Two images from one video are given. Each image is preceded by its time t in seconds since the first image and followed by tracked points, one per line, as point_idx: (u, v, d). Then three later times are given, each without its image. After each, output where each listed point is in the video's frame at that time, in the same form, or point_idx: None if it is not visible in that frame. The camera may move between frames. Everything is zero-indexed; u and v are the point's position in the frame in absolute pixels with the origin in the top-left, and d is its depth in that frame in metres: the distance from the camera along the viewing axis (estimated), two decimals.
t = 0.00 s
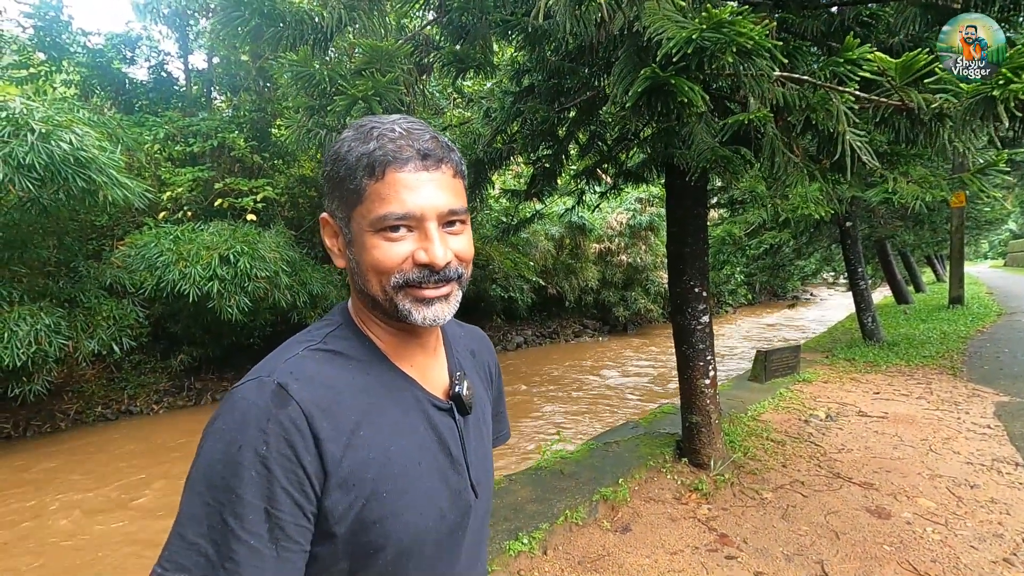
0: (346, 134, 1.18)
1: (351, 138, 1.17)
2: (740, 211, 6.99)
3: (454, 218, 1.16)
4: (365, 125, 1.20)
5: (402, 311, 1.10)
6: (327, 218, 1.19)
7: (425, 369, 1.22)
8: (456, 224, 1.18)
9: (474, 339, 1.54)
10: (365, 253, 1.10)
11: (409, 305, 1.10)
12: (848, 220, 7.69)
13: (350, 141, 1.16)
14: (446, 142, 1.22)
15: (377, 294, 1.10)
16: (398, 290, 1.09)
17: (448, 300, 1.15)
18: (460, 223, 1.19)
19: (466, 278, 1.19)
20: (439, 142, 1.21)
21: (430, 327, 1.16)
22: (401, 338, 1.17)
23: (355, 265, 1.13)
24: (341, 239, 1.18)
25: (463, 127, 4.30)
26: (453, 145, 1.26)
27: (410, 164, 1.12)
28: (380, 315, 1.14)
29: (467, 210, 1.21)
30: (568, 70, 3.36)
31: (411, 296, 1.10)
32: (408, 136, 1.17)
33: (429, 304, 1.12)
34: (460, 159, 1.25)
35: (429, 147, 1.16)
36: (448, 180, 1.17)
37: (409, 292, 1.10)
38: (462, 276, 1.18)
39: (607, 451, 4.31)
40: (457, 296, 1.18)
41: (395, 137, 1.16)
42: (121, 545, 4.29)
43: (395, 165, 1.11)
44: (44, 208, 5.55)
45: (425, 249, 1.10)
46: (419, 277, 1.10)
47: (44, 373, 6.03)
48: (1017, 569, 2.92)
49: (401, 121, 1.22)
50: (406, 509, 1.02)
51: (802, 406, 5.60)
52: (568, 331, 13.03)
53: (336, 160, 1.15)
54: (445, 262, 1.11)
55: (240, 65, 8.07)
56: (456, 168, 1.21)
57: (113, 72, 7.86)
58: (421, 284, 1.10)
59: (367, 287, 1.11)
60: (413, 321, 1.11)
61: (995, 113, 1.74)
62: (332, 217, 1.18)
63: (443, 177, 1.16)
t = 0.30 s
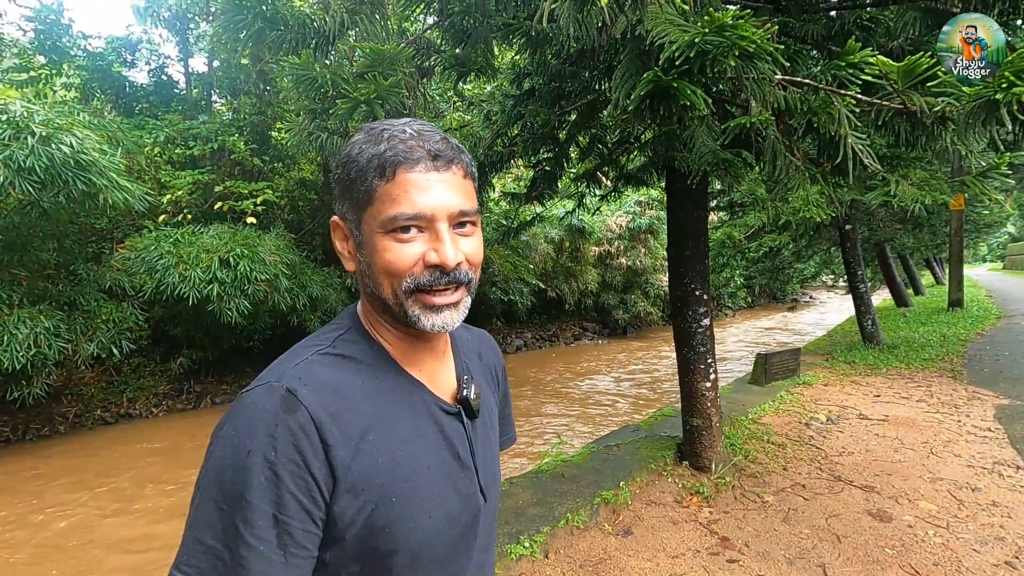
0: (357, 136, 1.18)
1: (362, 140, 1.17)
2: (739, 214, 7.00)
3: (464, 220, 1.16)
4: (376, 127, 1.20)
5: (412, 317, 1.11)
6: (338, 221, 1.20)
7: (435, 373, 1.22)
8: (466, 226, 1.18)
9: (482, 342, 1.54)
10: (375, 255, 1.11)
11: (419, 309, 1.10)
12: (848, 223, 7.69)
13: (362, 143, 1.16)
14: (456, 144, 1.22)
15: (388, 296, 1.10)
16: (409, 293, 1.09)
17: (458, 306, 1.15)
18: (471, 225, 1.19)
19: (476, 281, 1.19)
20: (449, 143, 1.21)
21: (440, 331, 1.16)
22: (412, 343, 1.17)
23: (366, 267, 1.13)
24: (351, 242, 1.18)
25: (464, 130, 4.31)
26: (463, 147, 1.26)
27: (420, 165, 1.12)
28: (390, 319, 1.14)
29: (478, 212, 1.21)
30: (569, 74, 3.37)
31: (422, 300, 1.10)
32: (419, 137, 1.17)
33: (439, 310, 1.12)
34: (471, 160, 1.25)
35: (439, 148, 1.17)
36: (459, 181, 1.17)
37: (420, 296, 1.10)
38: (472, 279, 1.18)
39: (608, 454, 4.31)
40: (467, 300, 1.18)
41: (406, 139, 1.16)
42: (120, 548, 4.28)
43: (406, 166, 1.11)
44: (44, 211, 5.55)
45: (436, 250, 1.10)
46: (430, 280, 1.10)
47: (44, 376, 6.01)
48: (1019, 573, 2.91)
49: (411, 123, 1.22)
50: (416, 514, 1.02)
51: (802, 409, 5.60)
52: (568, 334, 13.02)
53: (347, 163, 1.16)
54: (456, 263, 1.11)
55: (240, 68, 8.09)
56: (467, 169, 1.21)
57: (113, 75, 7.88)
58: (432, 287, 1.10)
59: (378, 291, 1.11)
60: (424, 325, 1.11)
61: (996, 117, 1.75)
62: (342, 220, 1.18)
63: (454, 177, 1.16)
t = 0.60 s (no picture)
0: (368, 135, 1.19)
1: (373, 138, 1.18)
2: (737, 215, 7.02)
3: (473, 219, 1.16)
4: (386, 125, 1.21)
5: (418, 315, 1.10)
6: (347, 220, 1.20)
7: (440, 375, 1.21)
8: (475, 225, 1.17)
9: (489, 345, 1.54)
10: (384, 253, 1.10)
11: (425, 306, 1.10)
12: (846, 224, 7.72)
13: (372, 141, 1.17)
14: (467, 143, 1.22)
15: (396, 294, 1.10)
16: (417, 292, 1.09)
17: (465, 304, 1.15)
18: (479, 226, 1.19)
19: (483, 282, 1.19)
20: (459, 142, 1.21)
21: (446, 330, 1.15)
22: (417, 342, 1.16)
23: (373, 264, 1.13)
24: (360, 240, 1.18)
25: (463, 131, 4.31)
26: (473, 147, 1.26)
27: (430, 162, 1.12)
28: (397, 318, 1.14)
29: (486, 212, 1.20)
30: (568, 75, 3.37)
31: (429, 299, 1.10)
32: (429, 135, 1.18)
33: (445, 307, 1.11)
34: (481, 160, 1.25)
35: (449, 146, 1.17)
36: (469, 179, 1.17)
37: (428, 295, 1.10)
38: (480, 280, 1.17)
39: (607, 454, 4.31)
40: (474, 300, 1.17)
41: (416, 136, 1.17)
42: (118, 550, 4.26)
43: (416, 162, 1.12)
44: (42, 212, 5.54)
45: (443, 248, 1.10)
46: (438, 280, 1.10)
47: (41, 378, 5.98)
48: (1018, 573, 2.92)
49: (422, 122, 1.23)
50: (416, 519, 1.01)
51: (801, 410, 5.60)
52: (567, 335, 13.02)
53: (357, 160, 1.16)
54: (461, 262, 1.10)
55: (239, 69, 8.09)
56: (477, 168, 1.21)
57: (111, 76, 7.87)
58: (440, 287, 1.10)
59: (386, 287, 1.11)
60: (430, 323, 1.11)
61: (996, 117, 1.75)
62: (352, 217, 1.18)
63: (463, 176, 1.16)
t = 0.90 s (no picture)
0: (369, 133, 1.19)
1: (374, 135, 1.18)
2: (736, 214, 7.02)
3: (473, 214, 1.16)
4: (386, 122, 1.21)
5: (416, 310, 1.09)
6: (350, 218, 1.20)
7: (444, 376, 1.21)
8: (475, 220, 1.17)
9: (495, 347, 1.53)
10: (382, 248, 1.10)
11: (424, 303, 1.09)
12: (845, 224, 7.72)
13: (373, 137, 1.17)
14: (466, 138, 1.22)
15: (394, 290, 1.10)
16: (414, 287, 1.08)
17: (464, 300, 1.14)
18: (480, 220, 1.18)
19: (484, 277, 1.18)
20: (459, 137, 1.21)
21: (447, 328, 1.15)
22: (418, 343, 1.16)
23: (373, 261, 1.13)
24: (362, 238, 1.18)
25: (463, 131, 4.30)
26: (474, 140, 1.26)
27: (428, 156, 1.12)
28: (397, 316, 1.13)
29: (487, 207, 1.20)
30: (568, 74, 3.36)
31: (427, 294, 1.09)
32: (428, 130, 1.18)
33: (443, 303, 1.10)
34: (481, 155, 1.25)
35: (448, 140, 1.17)
36: (468, 174, 1.17)
37: (425, 290, 1.09)
38: (479, 275, 1.17)
39: (607, 454, 4.31)
40: (474, 297, 1.17)
41: (414, 131, 1.17)
42: (117, 550, 4.25)
43: (413, 156, 1.12)
44: (40, 211, 5.52)
45: (440, 242, 1.09)
46: (435, 273, 1.09)
47: (39, 378, 5.96)
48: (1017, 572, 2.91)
49: (423, 118, 1.23)
50: (421, 519, 1.01)
51: (800, 409, 5.60)
52: (566, 334, 13.02)
53: (357, 157, 1.17)
54: (460, 256, 1.10)
55: (238, 68, 8.08)
56: (477, 163, 1.21)
57: (110, 75, 7.86)
58: (437, 281, 1.10)
59: (385, 283, 1.10)
60: (428, 320, 1.10)
61: (997, 116, 1.75)
62: (354, 215, 1.18)
63: (462, 170, 1.16)
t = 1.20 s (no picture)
0: (375, 131, 1.19)
1: (380, 134, 1.17)
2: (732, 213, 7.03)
3: (484, 209, 1.16)
4: (391, 121, 1.21)
5: (435, 306, 1.09)
6: (357, 218, 1.19)
7: (452, 372, 1.22)
8: (486, 215, 1.17)
9: (492, 344, 1.53)
10: (396, 246, 1.09)
11: (442, 300, 1.09)
12: (840, 222, 7.75)
13: (379, 136, 1.16)
14: (474, 134, 1.22)
15: (409, 288, 1.09)
16: (432, 284, 1.08)
17: (480, 296, 1.14)
18: (490, 215, 1.18)
19: (497, 272, 1.18)
20: (467, 133, 1.21)
21: (461, 324, 1.14)
22: (429, 340, 1.16)
23: (385, 260, 1.12)
24: (371, 238, 1.17)
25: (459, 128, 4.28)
26: (479, 136, 1.26)
27: (439, 152, 1.12)
28: (411, 314, 1.13)
29: (497, 202, 1.20)
30: (564, 72, 3.38)
31: (444, 291, 1.09)
32: (436, 126, 1.18)
33: (462, 298, 1.10)
34: (488, 151, 1.24)
35: (456, 137, 1.17)
36: (478, 170, 1.17)
37: (443, 287, 1.09)
38: (493, 270, 1.17)
39: (603, 452, 4.32)
40: (490, 291, 1.17)
41: (423, 128, 1.17)
42: (112, 549, 4.23)
43: (424, 153, 1.11)
44: (34, 209, 5.48)
45: (456, 238, 1.09)
46: (452, 269, 1.09)
47: (33, 377, 5.92)
48: (1010, 568, 2.93)
49: (429, 115, 1.22)
50: (440, 518, 1.01)
51: (796, 407, 5.62)
52: (563, 332, 13.02)
53: (365, 156, 1.16)
54: (476, 251, 1.10)
55: (233, 65, 8.04)
56: (484, 158, 1.21)
57: (104, 72, 7.82)
58: (454, 277, 1.09)
59: (400, 282, 1.09)
60: (446, 317, 1.10)
61: (992, 114, 1.75)
62: (362, 216, 1.18)
63: (472, 165, 1.16)
